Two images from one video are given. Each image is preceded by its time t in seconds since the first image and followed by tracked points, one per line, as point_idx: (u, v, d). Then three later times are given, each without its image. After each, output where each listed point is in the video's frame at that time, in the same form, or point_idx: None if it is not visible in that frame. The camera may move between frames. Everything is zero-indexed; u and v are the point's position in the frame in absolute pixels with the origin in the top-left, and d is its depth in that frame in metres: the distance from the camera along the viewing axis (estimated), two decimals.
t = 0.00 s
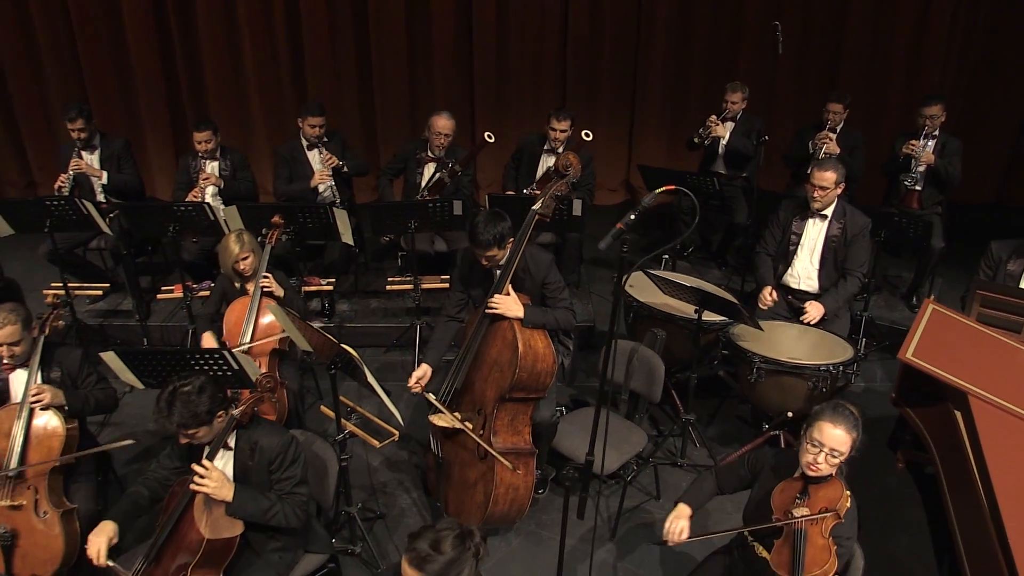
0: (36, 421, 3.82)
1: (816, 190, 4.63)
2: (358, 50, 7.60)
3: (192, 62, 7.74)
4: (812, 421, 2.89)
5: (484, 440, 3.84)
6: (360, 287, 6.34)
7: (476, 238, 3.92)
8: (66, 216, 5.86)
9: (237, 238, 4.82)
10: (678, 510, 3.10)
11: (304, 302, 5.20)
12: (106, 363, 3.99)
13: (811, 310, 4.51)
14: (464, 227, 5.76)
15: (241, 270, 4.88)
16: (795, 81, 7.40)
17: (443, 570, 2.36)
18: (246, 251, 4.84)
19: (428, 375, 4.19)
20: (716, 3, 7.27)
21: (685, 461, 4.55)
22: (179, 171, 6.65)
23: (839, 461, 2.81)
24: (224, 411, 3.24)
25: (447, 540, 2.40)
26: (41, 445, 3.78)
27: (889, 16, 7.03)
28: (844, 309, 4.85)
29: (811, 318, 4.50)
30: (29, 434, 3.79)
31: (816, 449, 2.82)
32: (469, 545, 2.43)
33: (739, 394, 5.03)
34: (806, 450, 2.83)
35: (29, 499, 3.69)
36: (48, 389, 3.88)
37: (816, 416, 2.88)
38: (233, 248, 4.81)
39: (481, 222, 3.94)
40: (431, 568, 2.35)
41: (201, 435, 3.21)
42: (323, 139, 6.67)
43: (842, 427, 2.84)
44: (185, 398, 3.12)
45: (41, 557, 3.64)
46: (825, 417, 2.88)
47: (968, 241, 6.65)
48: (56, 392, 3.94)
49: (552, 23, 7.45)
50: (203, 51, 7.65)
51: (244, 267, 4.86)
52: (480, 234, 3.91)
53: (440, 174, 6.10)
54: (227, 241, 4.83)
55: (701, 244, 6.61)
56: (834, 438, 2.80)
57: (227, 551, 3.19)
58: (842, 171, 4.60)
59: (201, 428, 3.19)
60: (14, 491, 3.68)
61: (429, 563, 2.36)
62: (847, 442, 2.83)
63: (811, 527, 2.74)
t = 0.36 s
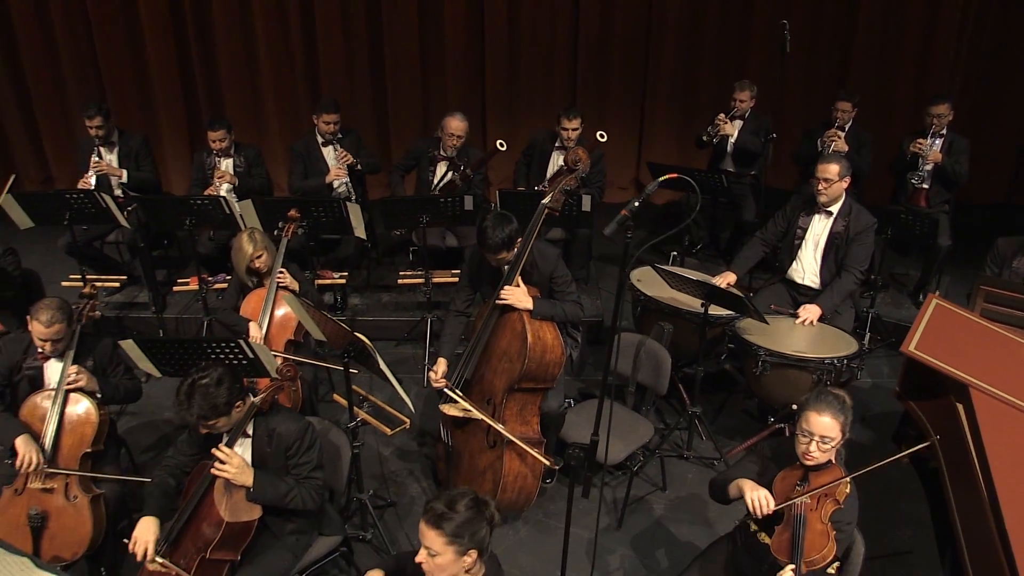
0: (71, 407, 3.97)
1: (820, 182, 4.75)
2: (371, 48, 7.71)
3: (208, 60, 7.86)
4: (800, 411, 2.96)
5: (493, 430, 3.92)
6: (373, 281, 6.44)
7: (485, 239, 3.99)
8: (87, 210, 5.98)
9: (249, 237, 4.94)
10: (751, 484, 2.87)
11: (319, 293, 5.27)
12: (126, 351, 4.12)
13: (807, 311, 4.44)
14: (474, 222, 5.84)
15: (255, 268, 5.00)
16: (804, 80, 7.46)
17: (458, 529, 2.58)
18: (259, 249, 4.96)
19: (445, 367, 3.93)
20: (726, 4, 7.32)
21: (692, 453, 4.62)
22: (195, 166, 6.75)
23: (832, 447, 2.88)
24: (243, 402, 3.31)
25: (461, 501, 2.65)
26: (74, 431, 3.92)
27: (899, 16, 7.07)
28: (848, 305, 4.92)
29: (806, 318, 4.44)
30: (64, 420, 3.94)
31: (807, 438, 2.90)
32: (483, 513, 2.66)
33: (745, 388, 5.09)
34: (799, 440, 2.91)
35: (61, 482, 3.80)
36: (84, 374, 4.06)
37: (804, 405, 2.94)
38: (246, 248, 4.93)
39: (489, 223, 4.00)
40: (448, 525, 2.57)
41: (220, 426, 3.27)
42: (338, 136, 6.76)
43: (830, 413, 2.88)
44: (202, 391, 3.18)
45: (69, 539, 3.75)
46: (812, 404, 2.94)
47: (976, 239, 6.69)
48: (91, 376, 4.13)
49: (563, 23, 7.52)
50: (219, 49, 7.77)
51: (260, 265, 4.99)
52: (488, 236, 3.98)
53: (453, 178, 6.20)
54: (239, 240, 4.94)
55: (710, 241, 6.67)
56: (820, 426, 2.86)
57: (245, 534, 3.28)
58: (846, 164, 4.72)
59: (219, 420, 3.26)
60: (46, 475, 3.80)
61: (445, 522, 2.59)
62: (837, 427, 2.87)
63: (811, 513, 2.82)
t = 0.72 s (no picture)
0: (91, 394, 4.07)
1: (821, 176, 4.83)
2: (384, 46, 7.81)
3: (223, 58, 7.99)
4: (793, 402, 3.01)
5: (503, 419, 4.00)
6: (384, 275, 6.54)
7: (497, 231, 4.07)
8: (106, 203, 6.10)
9: (262, 220, 5.05)
10: (734, 483, 3.12)
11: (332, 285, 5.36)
12: (143, 339, 4.22)
13: (815, 303, 4.49)
14: (485, 218, 5.93)
15: (266, 249, 5.08)
16: (813, 80, 7.51)
17: (469, 512, 2.63)
18: (269, 231, 5.04)
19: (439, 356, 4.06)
20: (736, 4, 7.38)
21: (698, 446, 4.69)
22: (210, 162, 6.86)
23: (826, 435, 2.93)
24: (261, 383, 3.40)
25: (472, 485, 2.72)
26: (94, 417, 4.03)
27: (908, 17, 7.11)
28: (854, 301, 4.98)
29: (815, 311, 4.48)
30: (84, 406, 4.04)
31: (801, 427, 2.95)
32: (494, 496, 2.72)
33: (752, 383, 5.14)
34: (794, 430, 2.97)
35: (81, 467, 3.90)
36: (103, 361, 4.17)
37: (795, 397, 3.00)
38: (257, 230, 5.04)
39: (502, 215, 4.09)
40: (460, 508, 2.62)
41: (236, 405, 3.37)
42: (350, 132, 6.86)
43: (821, 402, 2.94)
44: (225, 367, 3.29)
45: (88, 522, 3.85)
46: (803, 394, 3.00)
47: (983, 238, 6.73)
48: (110, 363, 4.25)
49: (574, 22, 7.59)
50: (234, 47, 7.89)
51: (270, 247, 5.06)
52: (501, 227, 4.07)
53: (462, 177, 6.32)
54: (252, 224, 5.06)
55: (718, 239, 6.73)
56: (813, 415, 2.92)
57: (260, 516, 3.36)
58: (847, 160, 4.80)
59: (236, 398, 3.35)
60: (67, 459, 3.90)
61: (457, 505, 2.64)
62: (830, 415, 2.93)
63: (807, 500, 2.84)
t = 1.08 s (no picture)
0: (103, 379, 4.17)
1: (826, 174, 4.87)
2: (396, 43, 7.89)
3: (237, 54, 8.10)
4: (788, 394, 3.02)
5: (511, 410, 4.07)
6: (396, 269, 6.63)
7: (508, 221, 4.15)
8: (123, 197, 6.22)
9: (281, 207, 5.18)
10: (706, 479, 3.30)
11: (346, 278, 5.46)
12: (160, 330, 4.27)
13: (828, 291, 4.78)
14: (496, 213, 6.01)
15: (282, 236, 5.21)
16: (822, 78, 7.55)
17: (480, 501, 2.68)
18: (287, 219, 5.17)
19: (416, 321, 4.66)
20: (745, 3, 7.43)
21: (703, 439, 4.75)
22: (226, 157, 6.97)
23: (820, 426, 2.99)
24: (277, 358, 3.50)
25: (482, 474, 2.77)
26: (105, 403, 4.12)
27: (918, 17, 7.14)
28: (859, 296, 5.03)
29: (827, 298, 4.79)
30: (95, 392, 4.13)
31: (796, 419, 3.00)
32: (504, 484, 2.77)
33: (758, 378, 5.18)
34: (789, 422, 3.02)
35: (93, 451, 4.01)
36: (111, 348, 4.23)
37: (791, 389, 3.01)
38: (276, 217, 5.16)
39: (514, 205, 4.16)
40: (471, 496, 2.67)
41: (253, 374, 3.45)
42: (361, 129, 6.95)
43: (815, 394, 2.98)
44: (250, 335, 3.40)
45: (103, 504, 3.97)
46: (799, 385, 3.00)
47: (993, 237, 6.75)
48: (120, 351, 4.32)
49: (585, 21, 7.66)
50: (249, 44, 8.00)
51: (286, 235, 5.19)
52: (512, 217, 4.14)
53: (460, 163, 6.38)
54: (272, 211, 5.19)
55: (726, 236, 6.79)
56: (807, 407, 2.97)
57: (273, 500, 3.44)
58: (851, 157, 4.85)
59: (252, 369, 3.44)
60: (80, 444, 4.02)
61: (468, 494, 2.69)
62: (823, 407, 2.97)
63: (800, 492, 2.90)
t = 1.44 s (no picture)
0: (112, 366, 4.27)
1: (834, 166, 4.96)
2: (408, 41, 7.98)
3: (251, 51, 8.21)
4: (776, 390, 3.07)
5: (519, 399, 4.14)
6: (406, 265, 6.72)
7: (519, 211, 4.26)
8: (139, 191, 6.33)
9: (299, 204, 5.26)
10: (724, 459, 3.32)
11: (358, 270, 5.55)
12: (177, 320, 4.40)
13: (839, 279, 4.83)
14: (506, 208, 6.09)
15: (300, 232, 5.29)
16: (831, 77, 7.60)
17: (466, 476, 2.72)
18: (306, 216, 5.25)
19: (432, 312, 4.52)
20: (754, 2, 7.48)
21: (709, 432, 4.81)
22: (240, 152, 7.07)
23: (808, 420, 3.02)
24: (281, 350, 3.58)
25: (473, 452, 2.81)
26: (113, 388, 4.22)
27: (927, 16, 7.17)
28: (864, 293, 5.08)
29: (839, 286, 4.84)
30: (103, 378, 4.23)
31: (784, 416, 3.05)
32: (489, 461, 2.82)
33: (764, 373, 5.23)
34: (779, 418, 3.08)
35: (102, 436, 4.12)
36: (118, 335, 4.35)
37: (778, 385, 3.06)
38: (295, 213, 5.24)
39: (525, 196, 4.27)
40: (456, 474, 2.70)
41: (259, 369, 3.54)
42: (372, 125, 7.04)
43: (799, 390, 3.00)
44: (248, 332, 3.47)
45: (114, 488, 4.07)
46: (788, 382, 3.04)
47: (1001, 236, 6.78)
48: (126, 338, 4.44)
49: (595, 19, 7.72)
50: (263, 41, 8.11)
51: (304, 232, 5.26)
52: (523, 207, 4.25)
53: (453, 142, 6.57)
54: (290, 207, 5.27)
55: (734, 233, 6.85)
56: (793, 403, 3.00)
57: (287, 482, 3.52)
58: (857, 150, 4.93)
59: (259, 363, 3.53)
60: (90, 428, 4.12)
61: (454, 472, 2.72)
62: (809, 402, 3.00)
63: (791, 482, 3.01)
